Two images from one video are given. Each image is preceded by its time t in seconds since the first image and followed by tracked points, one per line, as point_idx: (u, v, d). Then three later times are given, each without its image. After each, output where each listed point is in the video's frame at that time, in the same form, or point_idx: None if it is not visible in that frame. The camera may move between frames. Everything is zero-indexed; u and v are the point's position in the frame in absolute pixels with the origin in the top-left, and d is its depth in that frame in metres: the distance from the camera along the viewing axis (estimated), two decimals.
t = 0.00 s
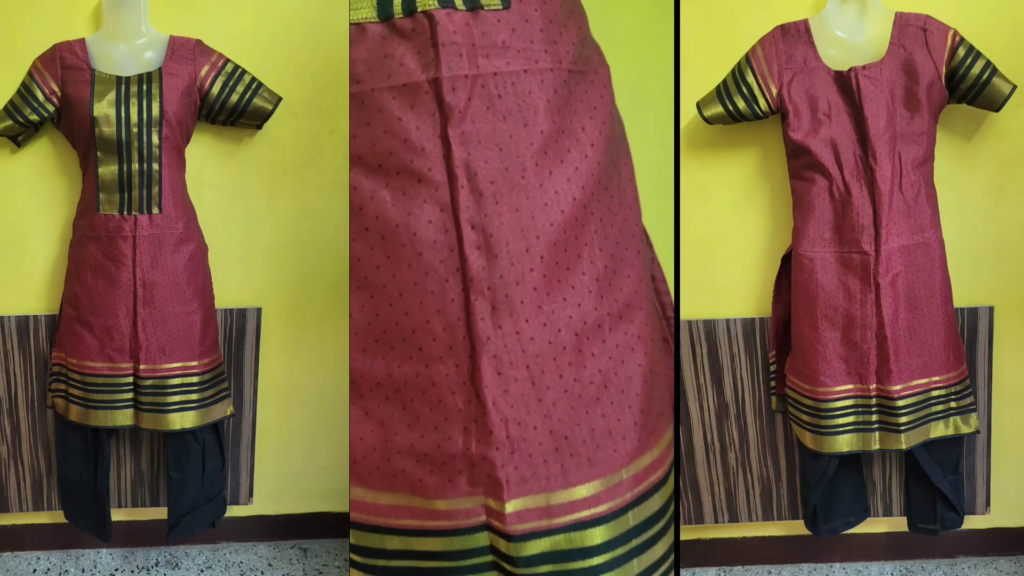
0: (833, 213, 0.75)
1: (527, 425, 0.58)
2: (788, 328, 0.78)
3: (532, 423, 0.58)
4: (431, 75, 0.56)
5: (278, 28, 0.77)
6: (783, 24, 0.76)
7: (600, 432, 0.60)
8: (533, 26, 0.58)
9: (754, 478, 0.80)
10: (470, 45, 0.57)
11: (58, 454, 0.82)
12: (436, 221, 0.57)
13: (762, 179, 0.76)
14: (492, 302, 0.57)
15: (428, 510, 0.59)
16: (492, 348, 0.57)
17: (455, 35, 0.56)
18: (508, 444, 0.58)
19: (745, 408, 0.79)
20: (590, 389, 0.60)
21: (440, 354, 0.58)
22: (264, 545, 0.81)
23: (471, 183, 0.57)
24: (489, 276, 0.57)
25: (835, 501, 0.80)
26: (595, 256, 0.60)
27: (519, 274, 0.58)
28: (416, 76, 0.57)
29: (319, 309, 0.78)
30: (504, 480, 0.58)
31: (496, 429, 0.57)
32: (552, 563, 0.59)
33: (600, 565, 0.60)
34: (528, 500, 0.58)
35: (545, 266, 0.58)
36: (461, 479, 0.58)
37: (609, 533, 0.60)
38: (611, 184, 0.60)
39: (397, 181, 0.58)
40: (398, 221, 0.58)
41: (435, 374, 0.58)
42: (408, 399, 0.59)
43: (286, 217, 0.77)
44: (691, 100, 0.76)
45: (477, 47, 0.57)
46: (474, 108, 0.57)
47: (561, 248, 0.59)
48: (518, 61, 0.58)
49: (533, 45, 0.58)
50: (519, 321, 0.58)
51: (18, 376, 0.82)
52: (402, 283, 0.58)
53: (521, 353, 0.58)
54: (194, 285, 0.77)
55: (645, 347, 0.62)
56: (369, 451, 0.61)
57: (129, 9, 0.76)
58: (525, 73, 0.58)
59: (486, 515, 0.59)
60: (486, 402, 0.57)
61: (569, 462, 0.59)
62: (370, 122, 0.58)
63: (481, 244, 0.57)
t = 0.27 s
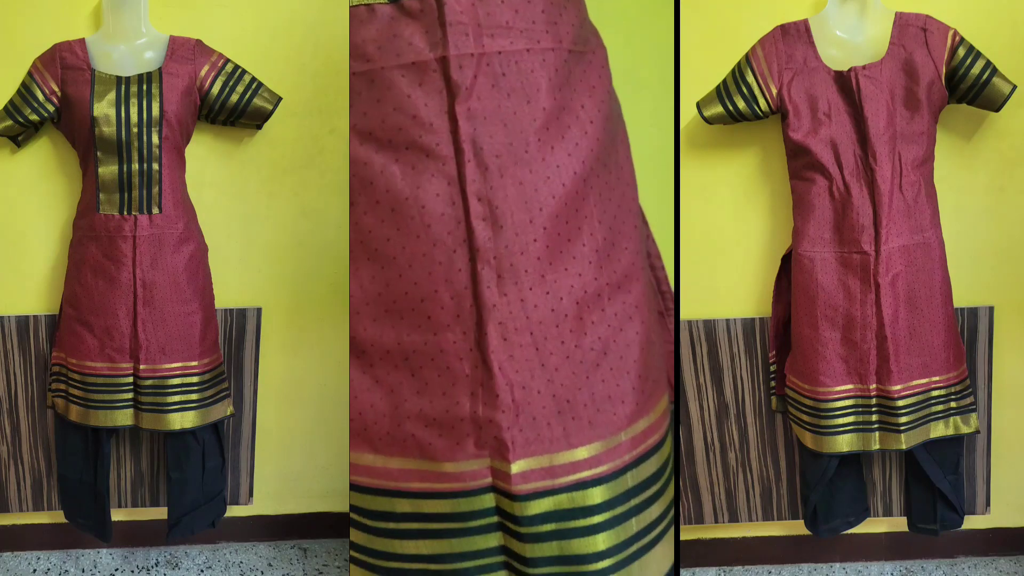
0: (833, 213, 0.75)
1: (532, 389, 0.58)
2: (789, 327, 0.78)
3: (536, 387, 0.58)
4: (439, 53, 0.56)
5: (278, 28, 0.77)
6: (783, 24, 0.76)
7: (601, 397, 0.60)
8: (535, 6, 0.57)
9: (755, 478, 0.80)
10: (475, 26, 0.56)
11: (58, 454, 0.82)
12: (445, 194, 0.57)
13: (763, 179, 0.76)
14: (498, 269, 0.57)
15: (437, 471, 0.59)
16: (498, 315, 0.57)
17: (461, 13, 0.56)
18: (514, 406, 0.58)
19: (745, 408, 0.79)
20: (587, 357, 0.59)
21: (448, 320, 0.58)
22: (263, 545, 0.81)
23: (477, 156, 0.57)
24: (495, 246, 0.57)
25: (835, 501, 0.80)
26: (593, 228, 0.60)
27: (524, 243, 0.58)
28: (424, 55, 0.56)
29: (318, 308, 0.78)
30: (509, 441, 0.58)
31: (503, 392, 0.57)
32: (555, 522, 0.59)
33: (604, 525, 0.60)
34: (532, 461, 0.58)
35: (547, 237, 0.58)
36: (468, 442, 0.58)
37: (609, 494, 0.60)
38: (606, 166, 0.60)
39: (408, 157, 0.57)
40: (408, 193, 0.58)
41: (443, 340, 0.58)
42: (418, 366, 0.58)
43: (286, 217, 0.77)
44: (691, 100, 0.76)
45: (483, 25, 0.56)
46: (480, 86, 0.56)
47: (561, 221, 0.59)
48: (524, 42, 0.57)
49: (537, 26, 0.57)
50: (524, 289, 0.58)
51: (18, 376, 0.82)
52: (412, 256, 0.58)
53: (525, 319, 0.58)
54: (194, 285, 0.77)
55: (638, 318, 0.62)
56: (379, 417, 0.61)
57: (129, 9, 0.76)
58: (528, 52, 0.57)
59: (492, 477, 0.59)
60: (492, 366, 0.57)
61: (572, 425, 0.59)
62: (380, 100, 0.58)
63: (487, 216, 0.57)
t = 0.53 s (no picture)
0: (833, 213, 0.75)
1: (530, 347, 0.56)
2: (788, 327, 0.79)
3: (535, 345, 0.56)
4: (441, 28, 0.55)
5: (278, 27, 0.77)
6: (783, 24, 0.76)
7: (597, 358, 0.57)
8: None
9: (755, 478, 0.80)
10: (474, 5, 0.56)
11: (58, 454, 0.82)
12: (447, 163, 0.56)
13: (763, 179, 0.77)
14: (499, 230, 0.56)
15: (439, 429, 0.57)
16: (498, 276, 0.56)
17: None
18: (514, 364, 0.56)
19: (745, 408, 0.80)
20: (581, 318, 0.57)
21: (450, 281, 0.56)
22: (263, 545, 0.81)
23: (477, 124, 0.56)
24: (495, 210, 0.56)
25: (835, 501, 0.80)
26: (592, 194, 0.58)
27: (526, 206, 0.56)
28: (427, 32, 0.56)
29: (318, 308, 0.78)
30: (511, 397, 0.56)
31: (503, 349, 0.56)
32: (552, 475, 0.57)
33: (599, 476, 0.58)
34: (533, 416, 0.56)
35: (545, 200, 0.57)
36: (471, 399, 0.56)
37: (604, 445, 0.58)
38: (611, 140, 0.59)
39: (411, 127, 0.56)
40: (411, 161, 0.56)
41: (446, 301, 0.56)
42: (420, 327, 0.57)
43: (286, 217, 0.77)
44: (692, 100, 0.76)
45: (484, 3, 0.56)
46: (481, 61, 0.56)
47: (557, 187, 0.57)
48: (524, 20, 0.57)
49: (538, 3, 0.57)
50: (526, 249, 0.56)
51: (18, 376, 0.82)
52: (416, 222, 0.57)
53: (524, 281, 0.56)
54: (194, 285, 0.77)
55: (633, 282, 0.59)
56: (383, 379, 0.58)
57: (129, 9, 0.76)
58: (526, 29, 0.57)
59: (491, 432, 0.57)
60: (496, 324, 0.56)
61: (568, 382, 0.57)
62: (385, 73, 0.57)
63: (487, 183, 0.56)
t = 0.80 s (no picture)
0: (833, 213, 0.75)
1: (526, 311, 0.50)
2: (788, 328, 0.79)
3: (530, 309, 0.51)
4: (439, 3, 0.50)
5: (278, 27, 0.77)
6: (783, 24, 0.76)
7: (590, 325, 0.51)
8: None
9: (754, 478, 0.80)
10: None
11: (58, 454, 0.82)
12: (445, 132, 0.50)
13: (763, 179, 0.77)
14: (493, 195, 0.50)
15: (439, 392, 0.51)
16: (494, 241, 0.50)
17: None
18: (510, 328, 0.50)
19: (745, 408, 0.80)
20: (573, 285, 0.51)
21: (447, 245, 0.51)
22: (264, 545, 0.81)
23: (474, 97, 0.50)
24: (491, 177, 0.50)
25: (835, 501, 0.80)
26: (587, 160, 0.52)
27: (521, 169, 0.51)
28: None
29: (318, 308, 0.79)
30: (507, 359, 0.50)
31: (499, 312, 0.50)
32: (550, 436, 0.51)
33: (599, 440, 0.51)
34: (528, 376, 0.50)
35: (538, 168, 0.51)
36: (469, 361, 0.51)
37: (602, 406, 0.52)
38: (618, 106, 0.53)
39: (411, 100, 0.51)
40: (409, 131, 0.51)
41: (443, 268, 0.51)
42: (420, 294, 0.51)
43: (286, 217, 0.77)
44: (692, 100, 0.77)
45: None
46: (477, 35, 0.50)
47: (549, 157, 0.51)
48: None
49: None
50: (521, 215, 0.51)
51: (18, 376, 0.82)
52: (416, 191, 0.51)
53: (519, 247, 0.51)
54: (194, 285, 0.76)
55: (626, 250, 0.53)
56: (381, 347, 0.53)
57: (129, 9, 0.76)
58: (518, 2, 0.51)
59: (490, 395, 0.51)
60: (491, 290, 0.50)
61: (562, 347, 0.51)
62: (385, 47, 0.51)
63: (483, 150, 0.50)
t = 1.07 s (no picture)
0: (833, 213, 0.75)
1: (512, 261, 0.51)
2: (788, 328, 0.79)
3: (516, 260, 0.51)
4: None
5: (278, 27, 0.77)
6: (783, 24, 0.76)
7: (574, 276, 0.51)
8: None
9: (754, 478, 0.80)
10: None
11: (58, 454, 0.82)
12: (430, 84, 0.50)
13: (763, 179, 0.77)
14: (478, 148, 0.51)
15: (426, 343, 0.51)
16: (479, 190, 0.50)
17: None
18: (496, 277, 0.50)
19: (745, 408, 0.80)
20: (556, 236, 0.51)
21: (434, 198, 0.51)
22: (264, 545, 0.81)
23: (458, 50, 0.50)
24: (476, 127, 0.51)
25: (835, 501, 0.80)
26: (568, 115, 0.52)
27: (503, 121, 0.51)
28: None
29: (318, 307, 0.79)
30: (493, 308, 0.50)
31: (485, 261, 0.50)
32: (536, 385, 0.51)
33: (584, 390, 0.51)
34: (514, 326, 0.51)
35: (523, 117, 0.51)
36: (455, 311, 0.51)
37: (587, 356, 0.51)
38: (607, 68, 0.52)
39: (397, 51, 0.51)
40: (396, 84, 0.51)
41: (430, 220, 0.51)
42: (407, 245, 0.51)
43: (286, 217, 0.77)
44: (692, 100, 0.77)
45: None
46: None
47: (533, 108, 0.52)
48: None
49: None
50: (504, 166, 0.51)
51: (18, 376, 0.82)
52: (402, 142, 0.51)
53: (504, 197, 0.51)
54: (194, 285, 0.76)
55: (609, 202, 0.52)
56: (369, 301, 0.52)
57: (129, 10, 0.76)
58: None
59: (477, 344, 0.51)
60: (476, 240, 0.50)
61: (547, 296, 0.51)
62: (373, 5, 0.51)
63: (468, 102, 0.50)
